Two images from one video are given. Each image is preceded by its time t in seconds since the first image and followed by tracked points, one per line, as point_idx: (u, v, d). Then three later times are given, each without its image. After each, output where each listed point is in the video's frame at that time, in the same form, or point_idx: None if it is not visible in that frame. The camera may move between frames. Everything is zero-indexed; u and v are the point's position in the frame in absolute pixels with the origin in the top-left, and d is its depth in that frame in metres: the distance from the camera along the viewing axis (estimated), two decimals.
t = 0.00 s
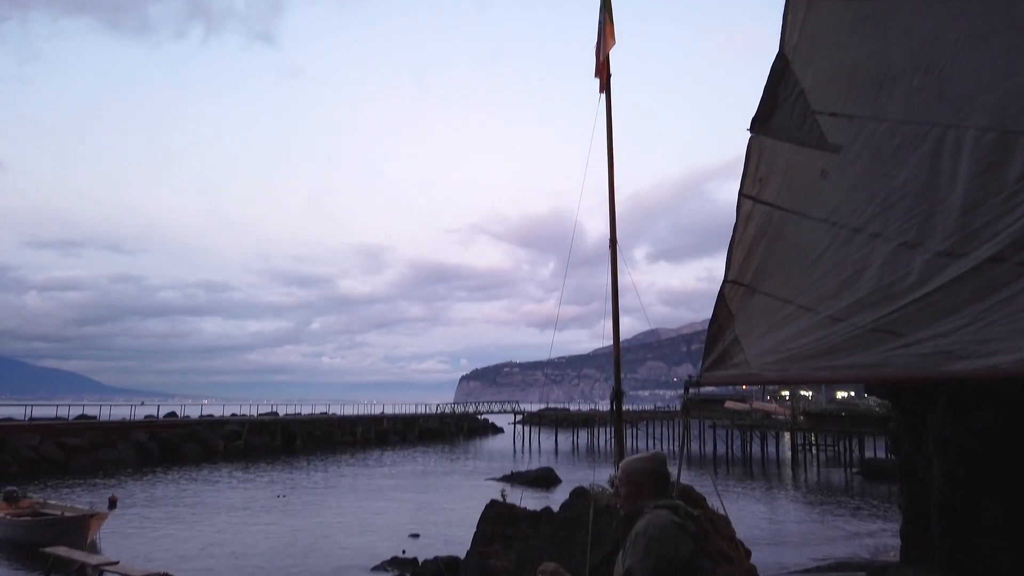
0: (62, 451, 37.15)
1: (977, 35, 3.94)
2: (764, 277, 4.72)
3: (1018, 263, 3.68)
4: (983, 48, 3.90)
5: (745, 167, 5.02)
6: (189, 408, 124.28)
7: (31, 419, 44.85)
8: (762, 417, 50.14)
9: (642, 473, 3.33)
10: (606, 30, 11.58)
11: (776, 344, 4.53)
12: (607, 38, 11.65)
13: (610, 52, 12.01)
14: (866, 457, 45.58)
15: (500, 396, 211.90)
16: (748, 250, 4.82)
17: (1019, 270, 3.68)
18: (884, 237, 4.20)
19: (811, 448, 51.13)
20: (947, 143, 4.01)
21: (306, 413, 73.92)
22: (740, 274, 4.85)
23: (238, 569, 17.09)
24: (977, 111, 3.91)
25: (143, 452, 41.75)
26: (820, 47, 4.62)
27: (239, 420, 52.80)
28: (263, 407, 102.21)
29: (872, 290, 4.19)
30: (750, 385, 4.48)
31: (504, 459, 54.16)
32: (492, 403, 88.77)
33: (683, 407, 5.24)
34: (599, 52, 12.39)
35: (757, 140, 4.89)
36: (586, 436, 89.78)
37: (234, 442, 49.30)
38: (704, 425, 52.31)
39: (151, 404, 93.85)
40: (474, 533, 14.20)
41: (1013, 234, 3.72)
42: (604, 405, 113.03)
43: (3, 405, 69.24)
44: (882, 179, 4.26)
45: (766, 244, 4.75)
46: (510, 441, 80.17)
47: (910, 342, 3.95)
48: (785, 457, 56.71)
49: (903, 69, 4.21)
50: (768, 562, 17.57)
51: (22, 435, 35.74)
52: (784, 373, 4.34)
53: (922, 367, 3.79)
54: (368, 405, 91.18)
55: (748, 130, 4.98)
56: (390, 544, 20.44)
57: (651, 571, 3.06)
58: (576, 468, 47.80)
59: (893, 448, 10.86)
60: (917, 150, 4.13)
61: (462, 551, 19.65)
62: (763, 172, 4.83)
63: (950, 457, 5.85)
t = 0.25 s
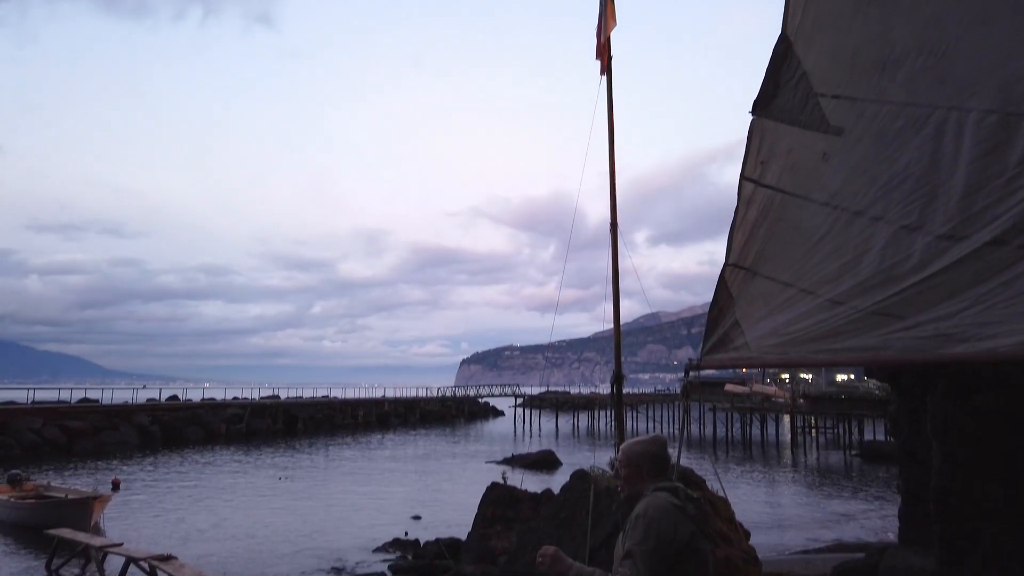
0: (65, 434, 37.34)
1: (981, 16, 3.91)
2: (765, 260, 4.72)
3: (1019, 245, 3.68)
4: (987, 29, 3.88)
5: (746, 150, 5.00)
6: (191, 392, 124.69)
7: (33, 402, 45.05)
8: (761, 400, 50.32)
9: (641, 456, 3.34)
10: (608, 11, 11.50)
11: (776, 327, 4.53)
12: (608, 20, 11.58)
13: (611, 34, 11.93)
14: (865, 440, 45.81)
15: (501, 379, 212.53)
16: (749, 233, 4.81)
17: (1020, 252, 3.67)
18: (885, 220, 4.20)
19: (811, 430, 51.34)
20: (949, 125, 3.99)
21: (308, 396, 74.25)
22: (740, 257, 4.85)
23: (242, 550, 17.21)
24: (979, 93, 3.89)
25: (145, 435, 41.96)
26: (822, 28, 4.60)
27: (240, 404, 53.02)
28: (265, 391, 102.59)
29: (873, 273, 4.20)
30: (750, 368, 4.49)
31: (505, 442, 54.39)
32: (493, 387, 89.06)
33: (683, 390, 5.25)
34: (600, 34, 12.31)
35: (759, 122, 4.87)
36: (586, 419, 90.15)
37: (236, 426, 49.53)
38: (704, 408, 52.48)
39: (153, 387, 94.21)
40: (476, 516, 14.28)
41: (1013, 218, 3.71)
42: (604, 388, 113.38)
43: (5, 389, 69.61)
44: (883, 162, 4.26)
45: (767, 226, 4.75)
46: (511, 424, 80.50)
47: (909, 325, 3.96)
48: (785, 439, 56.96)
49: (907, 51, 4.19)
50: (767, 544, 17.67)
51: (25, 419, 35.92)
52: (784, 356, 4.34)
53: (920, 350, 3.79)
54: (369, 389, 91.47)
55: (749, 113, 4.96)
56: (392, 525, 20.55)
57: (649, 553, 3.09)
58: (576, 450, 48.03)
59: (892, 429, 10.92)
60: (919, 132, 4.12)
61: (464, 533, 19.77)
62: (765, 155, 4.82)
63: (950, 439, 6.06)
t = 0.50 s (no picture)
0: (67, 417, 37.58)
1: None
2: (765, 244, 4.71)
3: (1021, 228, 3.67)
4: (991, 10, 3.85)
5: (747, 133, 4.99)
6: (193, 375, 125.15)
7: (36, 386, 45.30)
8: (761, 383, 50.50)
9: (646, 436, 3.37)
10: None
11: (777, 310, 4.53)
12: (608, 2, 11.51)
13: (611, 16, 11.87)
14: (864, 422, 46.04)
15: (502, 363, 213.11)
16: (750, 216, 4.81)
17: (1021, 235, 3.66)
18: (886, 202, 4.19)
19: (811, 413, 51.55)
20: (951, 107, 3.98)
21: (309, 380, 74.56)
22: (741, 241, 4.85)
23: (244, 532, 17.33)
24: (981, 76, 3.88)
25: (148, 418, 42.21)
26: (824, 9, 4.57)
27: (241, 388, 53.26)
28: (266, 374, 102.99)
29: (874, 256, 4.20)
30: (750, 351, 4.50)
31: (505, 425, 54.64)
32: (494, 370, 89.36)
33: (683, 373, 5.25)
34: (601, 16, 12.24)
35: (760, 105, 4.85)
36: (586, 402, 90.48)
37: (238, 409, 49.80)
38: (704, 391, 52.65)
39: (155, 371, 94.60)
40: (477, 498, 14.37)
41: (1015, 200, 3.70)
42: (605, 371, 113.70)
43: (8, 373, 69.95)
44: (885, 144, 4.25)
45: (768, 210, 4.74)
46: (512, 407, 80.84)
47: (909, 309, 3.96)
48: (785, 421, 57.24)
49: (909, 33, 4.17)
50: (766, 525, 17.78)
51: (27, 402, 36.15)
52: (784, 339, 4.34)
53: (920, 333, 3.79)
54: (370, 372, 91.79)
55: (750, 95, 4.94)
56: (393, 507, 20.68)
57: (650, 531, 3.11)
58: (577, 433, 48.26)
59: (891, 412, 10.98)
60: (921, 115, 4.11)
61: (465, 515, 19.89)
62: (766, 138, 4.80)
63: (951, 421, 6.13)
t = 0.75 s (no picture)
0: (70, 397, 37.80)
1: None
2: (768, 223, 4.71)
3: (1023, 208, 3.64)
4: None
5: (751, 112, 4.98)
6: (195, 356, 125.63)
7: (38, 367, 45.50)
8: (761, 364, 50.66)
9: (653, 413, 3.39)
10: None
11: (778, 290, 4.53)
12: None
13: None
14: (864, 402, 46.23)
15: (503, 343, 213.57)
16: (752, 196, 4.81)
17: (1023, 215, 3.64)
18: (888, 182, 4.18)
19: (811, 393, 51.75)
20: (955, 86, 3.96)
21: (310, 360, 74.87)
22: (743, 221, 4.85)
23: (247, 511, 17.48)
24: (985, 53, 3.85)
25: (150, 399, 42.44)
26: None
27: (243, 368, 53.50)
28: (268, 355, 103.32)
29: (875, 236, 4.19)
30: (750, 329, 4.50)
31: (506, 405, 54.90)
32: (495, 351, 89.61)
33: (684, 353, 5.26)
34: None
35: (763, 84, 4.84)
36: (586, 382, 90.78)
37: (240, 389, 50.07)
38: (704, 372, 52.80)
39: (158, 351, 95.02)
40: (479, 477, 14.49)
41: (1017, 180, 3.67)
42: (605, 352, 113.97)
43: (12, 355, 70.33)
44: (888, 123, 4.23)
45: (770, 189, 4.74)
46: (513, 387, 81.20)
47: (907, 290, 3.95)
48: (784, 401, 57.47)
49: (915, 9, 4.13)
50: (766, 504, 17.88)
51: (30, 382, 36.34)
52: (783, 319, 4.35)
53: (920, 313, 3.78)
54: (372, 353, 92.03)
55: (754, 74, 4.93)
56: (395, 486, 20.84)
57: (650, 508, 3.14)
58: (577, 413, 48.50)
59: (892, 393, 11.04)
60: (925, 93, 4.09)
61: (466, 494, 20.02)
62: (769, 117, 4.79)
63: (949, 398, 6.18)
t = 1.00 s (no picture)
0: (72, 381, 37.94)
1: None
2: (769, 206, 4.70)
3: None
4: None
5: (752, 94, 4.96)
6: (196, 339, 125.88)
7: (39, 350, 45.61)
8: (761, 347, 50.74)
9: (658, 395, 3.40)
10: None
11: (779, 274, 4.53)
12: None
13: None
14: (864, 385, 46.36)
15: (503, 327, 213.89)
16: (754, 179, 4.79)
17: None
18: (890, 164, 4.17)
19: (811, 376, 51.88)
20: (958, 67, 3.95)
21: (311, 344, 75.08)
22: (744, 204, 4.84)
23: (250, 493, 17.59)
24: (989, 34, 3.84)
25: (152, 382, 42.58)
26: None
27: (244, 352, 53.64)
28: (269, 339, 103.49)
29: (877, 219, 4.18)
30: (750, 313, 4.50)
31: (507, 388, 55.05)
32: (496, 334, 89.75)
33: (684, 336, 5.26)
34: None
35: (764, 66, 4.82)
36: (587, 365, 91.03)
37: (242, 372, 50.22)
38: (704, 355, 52.91)
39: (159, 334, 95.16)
40: (480, 460, 14.58)
41: (1020, 162, 3.67)
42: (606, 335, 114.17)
43: (14, 339, 70.53)
44: (890, 105, 4.23)
45: (771, 172, 4.73)
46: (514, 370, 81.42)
47: (908, 272, 3.95)
48: (785, 385, 57.64)
49: None
50: (766, 486, 17.96)
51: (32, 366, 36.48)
52: (784, 301, 4.34)
53: (922, 295, 3.77)
54: (372, 337, 92.16)
55: (756, 56, 4.91)
56: (397, 469, 20.95)
57: (650, 488, 3.16)
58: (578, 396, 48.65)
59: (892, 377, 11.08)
60: (928, 74, 4.08)
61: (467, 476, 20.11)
62: (771, 99, 4.78)
63: (949, 379, 6.23)
